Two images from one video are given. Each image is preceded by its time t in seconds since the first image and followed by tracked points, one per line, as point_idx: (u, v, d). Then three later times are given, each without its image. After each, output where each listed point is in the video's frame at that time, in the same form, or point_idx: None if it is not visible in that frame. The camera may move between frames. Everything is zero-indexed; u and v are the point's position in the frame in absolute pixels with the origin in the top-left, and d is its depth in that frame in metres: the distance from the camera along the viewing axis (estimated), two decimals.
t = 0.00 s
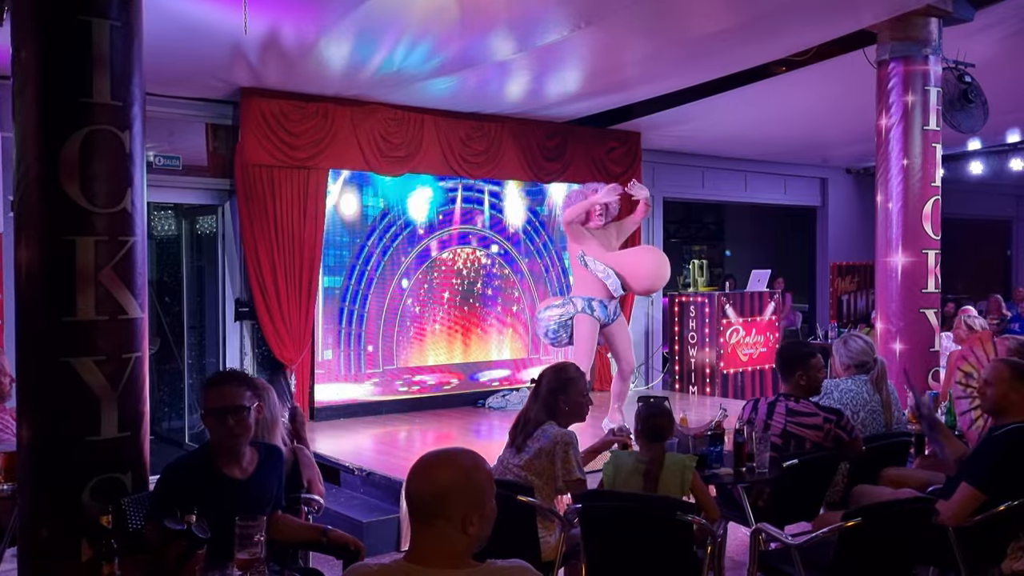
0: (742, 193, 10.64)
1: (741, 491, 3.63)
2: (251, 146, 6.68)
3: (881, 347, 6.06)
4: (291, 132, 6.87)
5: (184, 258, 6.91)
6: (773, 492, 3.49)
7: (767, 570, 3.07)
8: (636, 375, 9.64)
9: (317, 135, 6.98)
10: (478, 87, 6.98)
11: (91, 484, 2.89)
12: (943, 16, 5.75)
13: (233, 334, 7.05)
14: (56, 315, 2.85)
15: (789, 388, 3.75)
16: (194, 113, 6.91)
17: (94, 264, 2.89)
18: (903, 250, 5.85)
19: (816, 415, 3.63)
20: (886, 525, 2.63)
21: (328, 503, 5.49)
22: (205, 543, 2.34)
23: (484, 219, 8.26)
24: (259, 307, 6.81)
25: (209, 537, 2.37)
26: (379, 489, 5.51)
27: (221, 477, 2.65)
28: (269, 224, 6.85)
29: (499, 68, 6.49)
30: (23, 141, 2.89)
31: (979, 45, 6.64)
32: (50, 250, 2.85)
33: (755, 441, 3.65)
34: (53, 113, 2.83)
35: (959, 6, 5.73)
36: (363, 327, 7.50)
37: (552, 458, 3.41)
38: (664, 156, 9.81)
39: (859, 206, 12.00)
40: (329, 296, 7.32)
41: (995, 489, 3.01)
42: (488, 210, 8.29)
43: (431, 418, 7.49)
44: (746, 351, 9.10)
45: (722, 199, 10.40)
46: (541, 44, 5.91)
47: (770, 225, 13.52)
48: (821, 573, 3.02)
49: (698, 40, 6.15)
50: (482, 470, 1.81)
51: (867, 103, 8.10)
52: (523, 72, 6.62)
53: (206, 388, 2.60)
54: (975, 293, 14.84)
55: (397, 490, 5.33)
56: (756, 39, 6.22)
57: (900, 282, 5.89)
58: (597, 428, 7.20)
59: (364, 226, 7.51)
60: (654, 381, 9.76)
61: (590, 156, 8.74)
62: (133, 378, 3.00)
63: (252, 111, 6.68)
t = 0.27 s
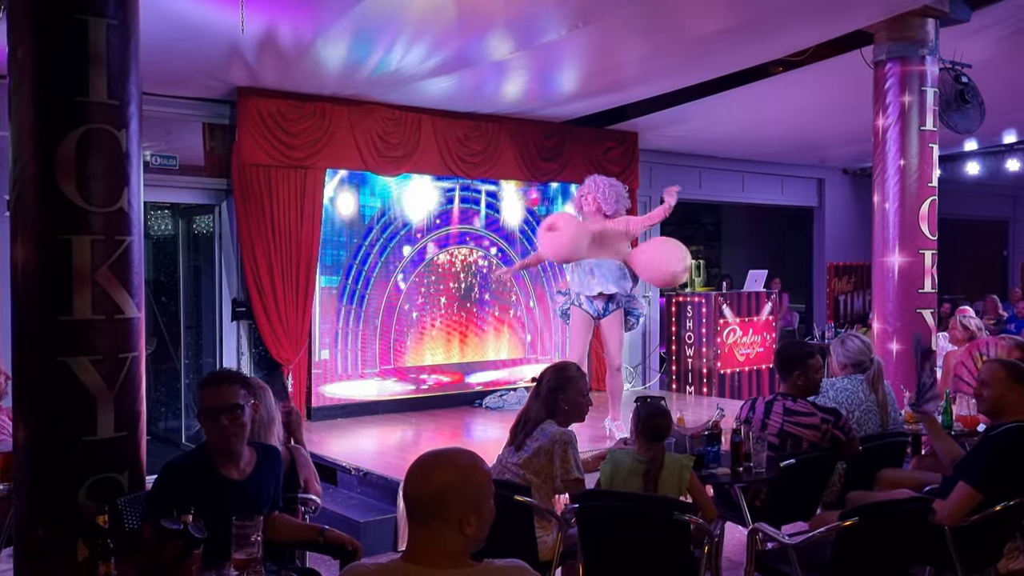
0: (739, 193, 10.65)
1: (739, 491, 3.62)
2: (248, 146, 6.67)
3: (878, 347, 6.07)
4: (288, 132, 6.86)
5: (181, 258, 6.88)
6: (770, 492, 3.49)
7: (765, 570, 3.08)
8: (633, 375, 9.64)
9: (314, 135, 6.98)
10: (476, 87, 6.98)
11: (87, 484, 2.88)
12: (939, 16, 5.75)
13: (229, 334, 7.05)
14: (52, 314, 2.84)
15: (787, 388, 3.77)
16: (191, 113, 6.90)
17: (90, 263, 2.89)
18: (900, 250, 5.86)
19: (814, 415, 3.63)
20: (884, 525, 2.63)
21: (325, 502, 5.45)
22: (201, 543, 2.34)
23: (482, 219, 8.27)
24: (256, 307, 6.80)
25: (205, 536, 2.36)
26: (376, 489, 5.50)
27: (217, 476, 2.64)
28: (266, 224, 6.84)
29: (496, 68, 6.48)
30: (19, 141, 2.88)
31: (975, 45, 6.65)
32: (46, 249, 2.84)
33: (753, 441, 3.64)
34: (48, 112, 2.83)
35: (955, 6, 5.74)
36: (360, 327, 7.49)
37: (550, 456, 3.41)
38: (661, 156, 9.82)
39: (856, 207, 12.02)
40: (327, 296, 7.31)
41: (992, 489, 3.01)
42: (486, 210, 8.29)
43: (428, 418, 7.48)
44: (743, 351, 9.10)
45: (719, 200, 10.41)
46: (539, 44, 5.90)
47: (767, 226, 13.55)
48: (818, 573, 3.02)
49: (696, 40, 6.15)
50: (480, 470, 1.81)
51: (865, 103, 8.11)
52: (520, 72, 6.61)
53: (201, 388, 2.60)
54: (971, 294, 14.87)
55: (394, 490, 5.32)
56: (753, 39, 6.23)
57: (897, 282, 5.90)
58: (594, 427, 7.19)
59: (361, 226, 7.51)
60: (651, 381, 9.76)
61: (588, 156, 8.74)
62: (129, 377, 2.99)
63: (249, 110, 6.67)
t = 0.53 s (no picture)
0: (737, 192, 10.66)
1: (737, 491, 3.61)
2: (246, 145, 6.67)
3: (876, 347, 6.08)
4: (286, 131, 6.86)
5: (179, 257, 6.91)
6: (769, 491, 3.48)
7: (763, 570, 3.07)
8: (632, 375, 9.63)
9: (312, 134, 6.97)
10: (473, 86, 6.98)
11: (84, 484, 2.88)
12: (937, 16, 5.76)
13: (227, 334, 7.05)
14: (50, 313, 2.84)
15: (785, 387, 3.78)
16: (189, 112, 6.89)
17: (88, 262, 2.88)
18: (898, 250, 5.87)
19: (812, 414, 3.64)
20: (883, 524, 2.63)
21: (323, 501, 5.45)
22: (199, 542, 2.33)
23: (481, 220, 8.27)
24: (254, 307, 6.80)
25: (203, 536, 2.36)
26: (375, 489, 5.49)
27: (216, 476, 2.64)
28: (264, 223, 6.83)
29: (494, 68, 6.48)
30: (16, 140, 2.88)
31: (973, 45, 6.66)
32: (44, 248, 2.84)
33: (751, 440, 3.62)
34: (46, 112, 2.82)
35: (953, 6, 5.74)
36: (358, 326, 7.48)
37: (548, 455, 3.41)
38: (659, 155, 9.82)
39: (854, 207, 12.04)
40: (325, 296, 7.31)
41: (990, 489, 3.01)
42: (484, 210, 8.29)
43: (425, 417, 7.48)
44: (741, 351, 9.10)
45: (717, 200, 10.42)
46: (537, 43, 5.90)
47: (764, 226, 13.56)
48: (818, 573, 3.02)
49: (694, 40, 6.15)
50: (480, 471, 1.81)
51: (862, 103, 8.12)
52: (518, 71, 6.61)
53: (200, 388, 2.60)
54: (968, 294, 14.90)
55: (392, 490, 5.30)
56: (751, 39, 6.23)
57: (895, 282, 5.90)
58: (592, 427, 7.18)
59: (359, 226, 7.50)
60: (649, 381, 9.76)
61: (585, 156, 8.74)
62: (127, 376, 2.99)
63: (247, 110, 6.67)
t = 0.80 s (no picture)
0: (736, 193, 10.67)
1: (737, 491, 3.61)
2: (245, 146, 6.67)
3: (874, 347, 6.09)
4: (285, 132, 6.86)
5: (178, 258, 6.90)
6: (768, 491, 3.49)
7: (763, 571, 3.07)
8: (630, 375, 9.63)
9: (311, 135, 6.98)
10: (472, 87, 6.98)
11: (84, 486, 2.88)
12: (935, 17, 5.77)
13: (226, 334, 7.04)
14: (50, 314, 2.84)
15: (784, 388, 3.78)
16: (188, 113, 6.89)
17: (88, 263, 2.88)
18: (896, 250, 5.88)
19: (811, 415, 3.64)
20: (882, 524, 2.63)
21: (324, 504, 5.49)
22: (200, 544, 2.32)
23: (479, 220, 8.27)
24: (253, 307, 6.80)
25: (203, 537, 2.35)
26: (374, 489, 5.49)
27: (217, 477, 2.64)
28: (263, 224, 6.83)
29: (493, 68, 6.48)
30: (17, 141, 2.88)
31: (972, 46, 6.67)
32: (44, 249, 2.84)
33: (750, 441, 3.59)
34: (46, 113, 2.82)
35: (952, 7, 5.74)
36: (357, 327, 7.47)
37: (546, 455, 3.41)
38: (658, 156, 9.83)
39: (852, 207, 12.05)
40: (323, 297, 7.31)
41: (988, 488, 3.01)
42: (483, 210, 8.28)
43: (424, 418, 7.48)
44: (740, 351, 9.11)
45: (716, 200, 10.42)
46: (536, 44, 5.90)
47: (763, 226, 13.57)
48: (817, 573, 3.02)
49: (693, 41, 6.16)
50: (480, 471, 1.82)
51: (861, 103, 8.12)
52: (517, 72, 6.62)
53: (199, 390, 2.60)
54: (966, 294, 14.92)
55: (391, 490, 5.31)
56: (750, 40, 6.23)
57: (893, 283, 5.91)
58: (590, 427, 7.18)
59: (358, 226, 7.50)
60: (647, 381, 9.77)
61: (584, 156, 8.75)
62: (127, 378, 2.99)
63: (246, 111, 6.67)
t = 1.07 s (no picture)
0: (734, 192, 10.67)
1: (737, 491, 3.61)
2: (244, 145, 6.67)
3: (873, 346, 6.10)
4: (284, 132, 6.86)
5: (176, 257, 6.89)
6: (769, 491, 3.49)
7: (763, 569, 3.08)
8: (630, 374, 9.63)
9: (311, 135, 6.98)
10: (471, 87, 6.99)
11: (85, 485, 2.88)
12: (934, 17, 5.77)
13: (226, 334, 7.03)
14: (51, 313, 2.84)
15: (783, 387, 3.79)
16: (187, 112, 6.89)
17: (88, 263, 2.88)
18: (895, 249, 5.89)
19: (811, 414, 3.64)
20: (882, 522, 2.64)
21: (324, 503, 5.50)
22: (200, 542, 2.32)
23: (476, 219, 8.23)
24: (253, 306, 6.80)
25: (204, 536, 2.35)
26: (373, 488, 5.49)
27: (217, 477, 2.65)
28: (262, 223, 6.83)
29: (492, 68, 6.48)
30: (17, 140, 2.88)
31: (971, 45, 6.67)
32: (44, 249, 2.84)
33: (750, 440, 3.61)
34: (46, 113, 2.82)
35: (951, 7, 5.74)
36: (357, 326, 7.47)
37: (546, 454, 3.42)
38: (657, 155, 9.83)
39: (851, 207, 12.07)
40: (323, 296, 7.31)
41: (988, 488, 3.02)
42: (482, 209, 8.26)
43: (423, 417, 7.48)
44: (739, 350, 9.11)
45: (715, 200, 10.43)
46: (536, 44, 5.90)
47: (762, 225, 13.58)
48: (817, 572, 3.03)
49: (692, 40, 6.16)
50: (482, 473, 1.83)
51: (860, 103, 8.13)
52: (516, 71, 6.62)
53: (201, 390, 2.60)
54: (964, 294, 14.94)
55: (391, 490, 5.30)
56: (749, 39, 6.24)
57: (893, 282, 5.92)
58: (590, 427, 7.19)
59: (357, 226, 7.49)
60: (647, 381, 9.77)
61: (583, 156, 8.76)
62: (128, 377, 2.99)
63: (245, 111, 6.67)
